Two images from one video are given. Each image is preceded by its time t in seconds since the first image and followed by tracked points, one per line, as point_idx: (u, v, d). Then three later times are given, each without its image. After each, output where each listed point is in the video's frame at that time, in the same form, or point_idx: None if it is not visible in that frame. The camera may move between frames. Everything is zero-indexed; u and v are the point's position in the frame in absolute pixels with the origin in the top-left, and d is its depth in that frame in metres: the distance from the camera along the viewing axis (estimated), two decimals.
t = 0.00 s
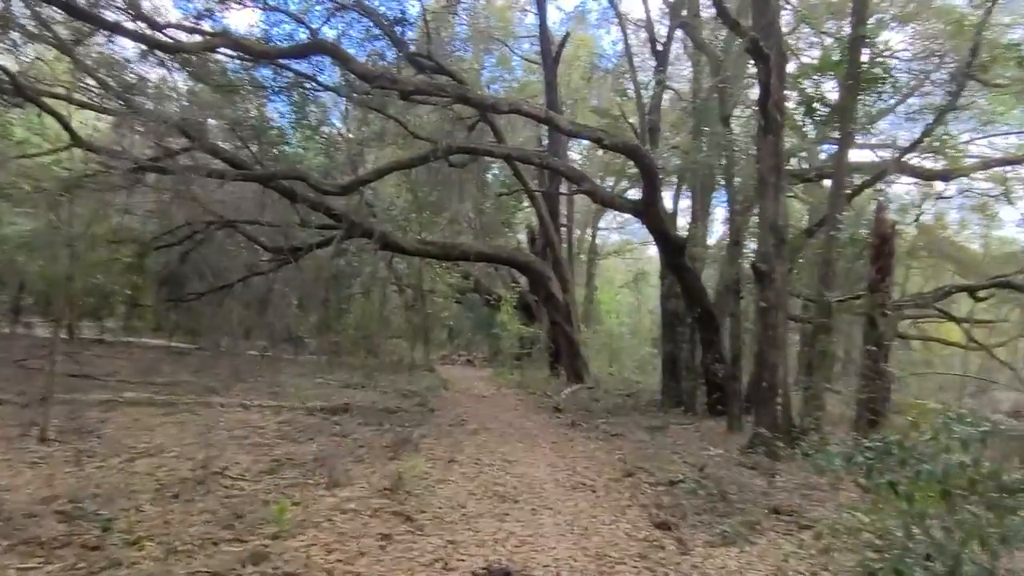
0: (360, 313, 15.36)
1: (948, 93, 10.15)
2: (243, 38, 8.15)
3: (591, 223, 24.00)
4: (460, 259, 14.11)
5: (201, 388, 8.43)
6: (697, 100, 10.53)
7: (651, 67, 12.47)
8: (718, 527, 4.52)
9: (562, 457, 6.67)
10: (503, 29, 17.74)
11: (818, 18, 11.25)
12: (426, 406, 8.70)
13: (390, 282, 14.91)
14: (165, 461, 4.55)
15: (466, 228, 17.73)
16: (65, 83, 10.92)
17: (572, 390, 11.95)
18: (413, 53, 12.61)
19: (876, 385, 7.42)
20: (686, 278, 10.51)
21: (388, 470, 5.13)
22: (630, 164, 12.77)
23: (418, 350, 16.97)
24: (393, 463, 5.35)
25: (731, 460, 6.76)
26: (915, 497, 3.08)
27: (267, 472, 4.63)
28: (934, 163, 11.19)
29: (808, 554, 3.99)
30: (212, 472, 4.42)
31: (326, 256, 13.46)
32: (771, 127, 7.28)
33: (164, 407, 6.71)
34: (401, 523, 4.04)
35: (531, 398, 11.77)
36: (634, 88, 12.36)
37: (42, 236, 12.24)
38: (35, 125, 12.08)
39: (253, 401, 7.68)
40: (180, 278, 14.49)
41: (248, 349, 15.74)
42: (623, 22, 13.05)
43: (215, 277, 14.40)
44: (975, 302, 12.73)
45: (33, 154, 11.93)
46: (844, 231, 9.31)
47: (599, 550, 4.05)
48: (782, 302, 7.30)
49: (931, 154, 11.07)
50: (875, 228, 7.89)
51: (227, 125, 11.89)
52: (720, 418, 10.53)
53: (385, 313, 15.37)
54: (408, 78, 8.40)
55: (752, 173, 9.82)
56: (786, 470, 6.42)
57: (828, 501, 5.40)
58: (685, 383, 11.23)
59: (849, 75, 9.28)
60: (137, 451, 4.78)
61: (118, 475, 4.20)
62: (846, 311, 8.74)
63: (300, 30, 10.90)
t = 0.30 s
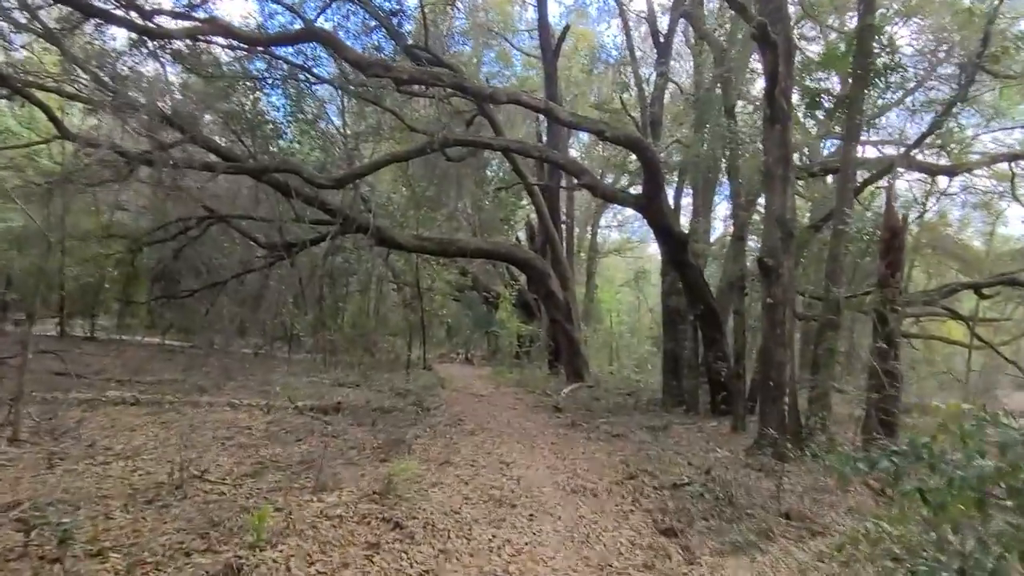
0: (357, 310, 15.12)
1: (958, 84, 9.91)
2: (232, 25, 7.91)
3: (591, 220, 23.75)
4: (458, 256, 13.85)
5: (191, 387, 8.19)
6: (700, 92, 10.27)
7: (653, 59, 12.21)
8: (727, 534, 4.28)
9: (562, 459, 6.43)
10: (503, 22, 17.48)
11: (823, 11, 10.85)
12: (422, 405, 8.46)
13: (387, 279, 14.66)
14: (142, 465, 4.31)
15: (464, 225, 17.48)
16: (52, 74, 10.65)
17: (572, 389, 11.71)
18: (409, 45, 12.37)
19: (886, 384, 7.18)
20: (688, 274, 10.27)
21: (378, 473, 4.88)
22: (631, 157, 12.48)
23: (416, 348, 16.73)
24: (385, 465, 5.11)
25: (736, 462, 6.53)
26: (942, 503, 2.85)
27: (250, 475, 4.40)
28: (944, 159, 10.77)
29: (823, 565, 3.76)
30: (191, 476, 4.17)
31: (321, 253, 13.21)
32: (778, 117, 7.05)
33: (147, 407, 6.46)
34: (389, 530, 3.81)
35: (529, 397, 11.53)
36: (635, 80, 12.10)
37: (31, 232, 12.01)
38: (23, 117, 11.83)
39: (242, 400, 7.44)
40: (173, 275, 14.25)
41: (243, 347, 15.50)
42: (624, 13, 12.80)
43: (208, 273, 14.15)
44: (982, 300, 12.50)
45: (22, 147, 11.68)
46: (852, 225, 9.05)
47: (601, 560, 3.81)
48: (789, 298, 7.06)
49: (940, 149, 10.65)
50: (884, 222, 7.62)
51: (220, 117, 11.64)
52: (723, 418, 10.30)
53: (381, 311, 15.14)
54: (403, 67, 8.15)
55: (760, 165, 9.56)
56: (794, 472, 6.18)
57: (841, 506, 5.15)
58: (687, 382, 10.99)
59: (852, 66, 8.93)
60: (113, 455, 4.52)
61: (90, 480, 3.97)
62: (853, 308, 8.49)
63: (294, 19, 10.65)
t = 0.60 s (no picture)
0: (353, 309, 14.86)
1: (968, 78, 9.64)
2: (220, 16, 7.66)
3: (591, 218, 23.47)
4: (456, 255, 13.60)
5: (178, 389, 7.94)
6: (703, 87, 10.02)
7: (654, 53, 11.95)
8: (735, 550, 4.05)
9: (561, 465, 6.20)
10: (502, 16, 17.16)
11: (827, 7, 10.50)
12: (417, 408, 8.21)
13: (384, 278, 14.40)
14: (113, 476, 4.21)
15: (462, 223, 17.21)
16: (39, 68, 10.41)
17: (570, 390, 11.49)
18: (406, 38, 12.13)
19: (897, 387, 6.94)
20: (690, 272, 10.03)
21: (366, 483, 4.64)
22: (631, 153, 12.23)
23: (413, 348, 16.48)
24: (374, 474, 4.87)
25: (741, 468, 6.29)
26: (974, 525, 2.62)
27: (229, 487, 4.17)
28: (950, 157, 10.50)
29: None
30: (163, 489, 4.01)
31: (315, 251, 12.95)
32: (785, 111, 6.81)
33: (130, 412, 6.23)
34: (375, 548, 3.59)
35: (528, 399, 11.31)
36: (635, 75, 11.84)
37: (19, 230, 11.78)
38: (11, 113, 11.58)
39: (231, 403, 7.20)
40: (165, 274, 14.01)
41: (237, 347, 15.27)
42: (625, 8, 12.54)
43: (201, 272, 13.92)
44: (989, 300, 12.25)
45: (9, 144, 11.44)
46: (860, 224, 8.80)
47: None
48: (796, 298, 6.81)
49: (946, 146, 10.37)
50: (894, 219, 7.38)
51: (213, 112, 11.40)
52: (725, 420, 10.06)
53: (377, 310, 14.89)
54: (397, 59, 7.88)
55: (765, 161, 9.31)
56: (802, 480, 5.94)
57: (854, 518, 4.90)
58: (689, 384, 10.76)
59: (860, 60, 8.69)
60: (84, 465, 4.39)
61: (56, 494, 3.91)
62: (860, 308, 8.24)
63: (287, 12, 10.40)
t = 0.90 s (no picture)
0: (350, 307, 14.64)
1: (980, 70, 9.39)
2: (212, 4, 7.43)
3: (591, 216, 23.26)
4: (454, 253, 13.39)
5: (168, 389, 7.73)
6: (707, 81, 9.80)
7: (657, 47, 11.70)
8: (745, 561, 3.85)
9: (562, 467, 5.99)
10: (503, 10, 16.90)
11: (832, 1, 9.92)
12: (414, 408, 8.00)
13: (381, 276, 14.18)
14: (90, 482, 4.01)
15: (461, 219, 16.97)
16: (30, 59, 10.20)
17: (571, 389, 11.27)
18: (405, 31, 11.91)
19: (908, 388, 6.73)
20: (693, 270, 9.82)
21: (358, 487, 4.42)
22: (634, 152, 11.94)
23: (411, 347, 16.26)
24: (366, 478, 4.66)
25: (748, 472, 6.08)
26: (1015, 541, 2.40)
27: (211, 494, 3.97)
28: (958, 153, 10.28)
29: None
30: (141, 496, 3.81)
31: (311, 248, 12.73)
32: (794, 103, 6.58)
33: (114, 413, 6.00)
34: (364, 561, 3.40)
35: (527, 398, 11.10)
36: (639, 69, 11.58)
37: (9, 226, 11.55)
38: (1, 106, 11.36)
39: (221, 403, 6.98)
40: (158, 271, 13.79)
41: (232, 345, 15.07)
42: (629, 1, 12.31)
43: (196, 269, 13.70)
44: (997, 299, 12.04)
45: None
46: (868, 220, 8.60)
47: None
48: (804, 296, 6.59)
49: (954, 143, 10.14)
50: (906, 215, 7.20)
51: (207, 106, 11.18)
52: (729, 421, 9.86)
53: (374, 308, 14.68)
54: (394, 48, 7.66)
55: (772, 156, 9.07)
56: (813, 484, 5.72)
57: (870, 526, 4.69)
58: (691, 384, 10.54)
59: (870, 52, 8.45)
60: (61, 470, 4.19)
61: (28, 501, 3.72)
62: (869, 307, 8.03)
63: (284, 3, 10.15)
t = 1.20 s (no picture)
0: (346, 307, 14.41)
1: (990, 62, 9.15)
2: None
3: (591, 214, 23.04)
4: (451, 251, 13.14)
5: (156, 392, 7.51)
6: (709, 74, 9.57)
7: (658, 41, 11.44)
8: None
9: (562, 473, 5.76)
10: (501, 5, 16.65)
11: None
12: (410, 411, 7.78)
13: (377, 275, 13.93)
14: (61, 494, 3.78)
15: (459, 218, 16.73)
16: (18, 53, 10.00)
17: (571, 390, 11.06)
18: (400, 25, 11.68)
19: (921, 390, 6.48)
20: (696, 268, 9.59)
21: (348, 497, 4.20)
22: (634, 149, 11.60)
23: (408, 347, 16.03)
24: (356, 487, 4.43)
25: (755, 477, 5.85)
26: None
27: (189, 507, 3.75)
28: (968, 148, 10.02)
29: None
30: (114, 508, 3.59)
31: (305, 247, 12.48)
32: (802, 93, 6.37)
33: (96, 418, 5.79)
34: None
35: (527, 399, 10.87)
36: (640, 64, 11.33)
37: None
38: None
39: (210, 407, 6.76)
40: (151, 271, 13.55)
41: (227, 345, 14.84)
42: None
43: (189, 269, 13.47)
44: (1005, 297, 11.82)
45: None
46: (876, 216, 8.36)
47: None
48: (814, 295, 6.35)
49: (963, 138, 9.88)
50: (917, 210, 6.93)
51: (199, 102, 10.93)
52: (733, 422, 9.62)
53: (371, 308, 14.44)
54: (388, 40, 7.45)
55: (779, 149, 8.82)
56: (823, 490, 5.48)
57: (883, 535, 4.46)
58: (694, 384, 10.31)
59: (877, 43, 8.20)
60: (31, 481, 3.98)
61: None
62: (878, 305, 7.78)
63: None
